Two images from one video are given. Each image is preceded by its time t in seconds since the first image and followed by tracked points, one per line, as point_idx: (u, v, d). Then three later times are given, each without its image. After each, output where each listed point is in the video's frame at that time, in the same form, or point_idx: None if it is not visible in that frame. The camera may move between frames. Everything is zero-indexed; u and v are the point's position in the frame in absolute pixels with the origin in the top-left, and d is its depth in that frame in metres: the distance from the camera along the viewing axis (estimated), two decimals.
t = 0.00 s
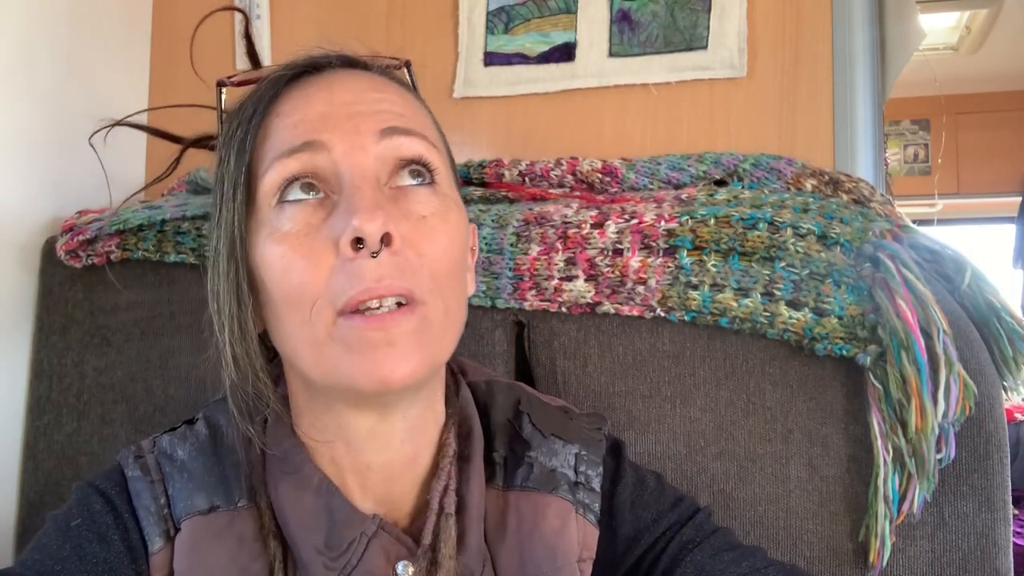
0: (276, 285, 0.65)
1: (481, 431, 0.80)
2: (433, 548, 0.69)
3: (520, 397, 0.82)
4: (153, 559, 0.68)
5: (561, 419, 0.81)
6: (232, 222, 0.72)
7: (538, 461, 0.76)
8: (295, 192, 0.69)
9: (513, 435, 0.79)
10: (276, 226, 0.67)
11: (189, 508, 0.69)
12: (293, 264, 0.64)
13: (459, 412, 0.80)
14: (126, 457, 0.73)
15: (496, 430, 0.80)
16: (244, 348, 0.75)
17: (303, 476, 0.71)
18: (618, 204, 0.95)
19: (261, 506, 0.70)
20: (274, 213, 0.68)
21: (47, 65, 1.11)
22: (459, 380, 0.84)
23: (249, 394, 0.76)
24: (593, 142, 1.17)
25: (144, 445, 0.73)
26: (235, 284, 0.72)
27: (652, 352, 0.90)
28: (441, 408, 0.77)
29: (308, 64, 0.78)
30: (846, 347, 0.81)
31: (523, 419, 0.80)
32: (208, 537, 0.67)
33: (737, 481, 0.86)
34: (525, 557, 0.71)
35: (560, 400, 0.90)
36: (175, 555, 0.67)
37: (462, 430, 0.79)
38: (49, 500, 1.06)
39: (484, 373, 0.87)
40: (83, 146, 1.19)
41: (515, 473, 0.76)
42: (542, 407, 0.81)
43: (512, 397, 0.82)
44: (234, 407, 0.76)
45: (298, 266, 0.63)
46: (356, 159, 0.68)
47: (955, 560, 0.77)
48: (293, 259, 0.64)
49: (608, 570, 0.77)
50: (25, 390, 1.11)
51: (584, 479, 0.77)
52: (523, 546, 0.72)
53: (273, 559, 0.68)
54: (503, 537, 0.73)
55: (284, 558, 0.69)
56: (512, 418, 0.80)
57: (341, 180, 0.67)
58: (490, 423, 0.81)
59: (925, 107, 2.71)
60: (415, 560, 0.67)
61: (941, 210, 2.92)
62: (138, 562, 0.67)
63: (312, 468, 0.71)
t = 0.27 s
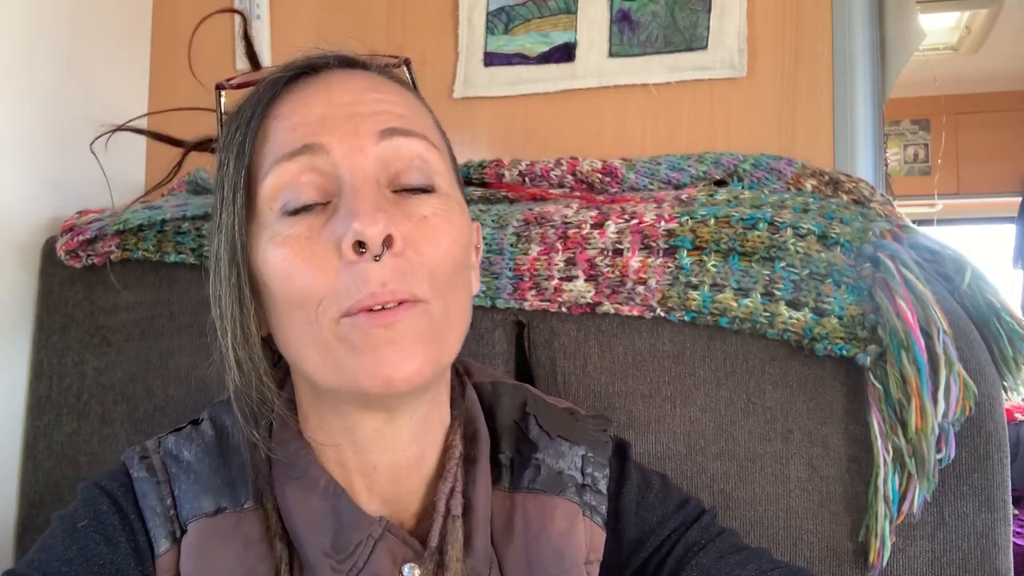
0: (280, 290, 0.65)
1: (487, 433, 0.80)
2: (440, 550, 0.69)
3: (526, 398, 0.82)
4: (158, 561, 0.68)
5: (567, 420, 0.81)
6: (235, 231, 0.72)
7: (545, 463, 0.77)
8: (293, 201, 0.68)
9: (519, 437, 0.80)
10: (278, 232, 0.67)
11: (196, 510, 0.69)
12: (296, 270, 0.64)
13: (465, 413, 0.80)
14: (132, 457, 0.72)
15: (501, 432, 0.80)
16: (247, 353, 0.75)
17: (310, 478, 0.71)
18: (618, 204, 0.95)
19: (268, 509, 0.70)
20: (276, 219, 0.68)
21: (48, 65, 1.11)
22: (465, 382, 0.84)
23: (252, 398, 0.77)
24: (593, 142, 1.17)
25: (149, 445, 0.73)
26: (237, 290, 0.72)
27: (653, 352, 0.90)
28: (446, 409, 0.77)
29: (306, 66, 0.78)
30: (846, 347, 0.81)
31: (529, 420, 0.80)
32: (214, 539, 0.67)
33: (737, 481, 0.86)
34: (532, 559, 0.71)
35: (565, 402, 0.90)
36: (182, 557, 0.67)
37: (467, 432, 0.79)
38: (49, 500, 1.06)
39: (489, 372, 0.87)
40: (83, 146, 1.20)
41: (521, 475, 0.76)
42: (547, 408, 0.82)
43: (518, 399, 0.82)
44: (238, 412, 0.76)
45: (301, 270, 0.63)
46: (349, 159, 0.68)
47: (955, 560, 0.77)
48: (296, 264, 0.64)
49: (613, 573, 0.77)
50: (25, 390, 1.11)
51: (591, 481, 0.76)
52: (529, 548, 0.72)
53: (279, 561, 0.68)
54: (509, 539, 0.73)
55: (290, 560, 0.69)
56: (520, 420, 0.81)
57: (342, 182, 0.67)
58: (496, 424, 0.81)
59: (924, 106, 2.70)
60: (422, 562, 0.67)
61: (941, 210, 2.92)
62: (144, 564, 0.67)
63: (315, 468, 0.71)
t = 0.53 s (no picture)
0: (278, 299, 0.65)
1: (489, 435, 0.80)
2: (441, 552, 0.69)
3: (527, 400, 0.83)
4: (159, 561, 0.68)
5: (569, 421, 0.81)
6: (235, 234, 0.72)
7: (546, 466, 0.76)
8: (293, 209, 0.68)
9: (520, 438, 0.79)
10: (276, 241, 0.67)
11: (196, 510, 0.69)
12: (295, 282, 0.64)
13: (467, 416, 0.81)
14: (132, 457, 0.72)
15: (503, 434, 0.80)
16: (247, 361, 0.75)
17: (311, 480, 0.71)
18: (618, 204, 0.95)
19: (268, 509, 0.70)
20: (275, 227, 0.68)
21: (47, 65, 1.11)
22: (467, 385, 0.84)
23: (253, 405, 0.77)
24: (593, 142, 1.17)
25: (149, 445, 0.73)
26: (238, 298, 0.73)
27: (652, 352, 0.90)
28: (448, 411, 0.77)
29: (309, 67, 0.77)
30: (846, 347, 0.81)
31: (530, 423, 0.80)
32: (215, 540, 0.67)
33: (737, 481, 0.86)
34: (533, 560, 0.72)
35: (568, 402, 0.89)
36: (182, 557, 0.67)
37: (469, 433, 0.79)
38: (49, 500, 1.06)
39: (491, 375, 0.87)
40: (83, 146, 1.20)
41: (523, 477, 0.76)
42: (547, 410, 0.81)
43: (519, 401, 0.82)
44: (241, 418, 0.75)
45: (298, 282, 0.64)
46: (351, 169, 0.67)
47: (955, 559, 0.77)
48: (294, 276, 0.64)
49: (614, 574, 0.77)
50: (25, 390, 1.11)
51: (592, 484, 0.76)
52: (531, 550, 0.72)
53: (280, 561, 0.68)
54: (511, 541, 0.73)
55: (291, 559, 0.69)
56: (521, 422, 0.80)
57: (341, 194, 0.67)
58: (497, 425, 0.81)
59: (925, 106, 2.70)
60: (422, 564, 0.67)
61: (941, 210, 2.92)
62: (144, 564, 0.67)
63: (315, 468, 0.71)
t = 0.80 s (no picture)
0: (268, 310, 0.66)
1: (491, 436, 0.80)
2: (441, 555, 0.69)
3: (532, 400, 0.83)
4: (159, 560, 0.66)
5: (573, 423, 0.82)
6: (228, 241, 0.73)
7: (549, 467, 0.76)
8: (288, 219, 0.68)
9: (524, 440, 0.79)
10: (268, 253, 0.67)
11: (198, 510, 0.68)
12: (283, 293, 0.64)
13: (468, 417, 0.81)
14: (133, 454, 0.71)
15: (506, 433, 0.80)
16: (239, 366, 0.75)
17: (311, 479, 0.71)
18: (618, 204, 0.95)
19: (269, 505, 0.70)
20: (268, 237, 0.68)
21: (47, 65, 1.12)
22: (472, 386, 0.84)
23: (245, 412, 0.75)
24: (593, 142, 1.17)
25: (152, 442, 0.72)
26: (229, 305, 0.73)
27: (652, 352, 0.90)
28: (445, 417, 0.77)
29: (305, 70, 0.76)
30: (846, 347, 0.81)
31: (534, 423, 0.80)
32: (216, 540, 0.66)
33: (737, 481, 0.86)
34: (536, 562, 0.71)
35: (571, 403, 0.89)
36: (182, 556, 0.66)
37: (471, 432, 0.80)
38: (49, 500, 1.06)
39: (494, 376, 0.87)
40: (82, 146, 1.20)
41: (525, 479, 0.76)
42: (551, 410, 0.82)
43: (523, 401, 0.83)
44: (239, 423, 0.74)
45: (288, 295, 0.64)
46: (342, 182, 0.66)
47: (955, 560, 0.77)
48: (283, 288, 0.64)
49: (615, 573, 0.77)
50: (25, 390, 1.12)
51: (595, 485, 0.76)
52: (534, 550, 0.72)
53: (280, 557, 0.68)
54: (513, 542, 0.73)
55: (290, 557, 0.69)
56: (524, 423, 0.81)
57: (333, 207, 0.66)
58: (501, 425, 0.82)
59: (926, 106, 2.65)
60: (423, 565, 0.67)
61: (941, 210, 2.92)
62: (144, 563, 0.66)
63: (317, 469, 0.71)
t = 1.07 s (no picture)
0: (284, 296, 0.63)
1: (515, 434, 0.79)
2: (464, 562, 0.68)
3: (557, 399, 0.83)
4: (168, 554, 0.64)
5: (598, 423, 0.81)
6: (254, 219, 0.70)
7: (577, 468, 0.75)
8: (317, 206, 0.65)
9: (550, 441, 0.79)
10: (293, 239, 0.64)
11: (210, 504, 0.66)
12: (302, 285, 0.61)
13: (495, 416, 0.79)
14: (145, 439, 0.69)
15: (531, 433, 0.80)
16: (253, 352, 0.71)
17: (330, 475, 0.68)
18: (618, 204, 0.95)
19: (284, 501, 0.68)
20: (296, 219, 0.66)
21: (47, 66, 1.12)
22: (494, 383, 0.83)
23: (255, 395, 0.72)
24: (593, 142, 1.17)
25: (165, 428, 0.70)
26: (248, 287, 0.70)
27: (652, 352, 0.90)
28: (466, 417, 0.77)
29: (360, 51, 0.70)
30: (846, 347, 0.81)
31: (560, 423, 0.80)
32: (230, 538, 0.64)
33: (737, 481, 0.86)
34: (562, 565, 0.70)
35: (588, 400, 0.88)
36: (193, 552, 0.64)
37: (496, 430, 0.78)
38: (49, 500, 1.06)
39: (517, 373, 0.87)
40: (82, 147, 1.20)
41: (551, 480, 0.75)
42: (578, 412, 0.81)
43: (549, 399, 0.83)
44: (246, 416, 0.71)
45: (306, 285, 0.61)
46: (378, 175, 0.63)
47: (955, 560, 0.77)
48: (303, 279, 0.62)
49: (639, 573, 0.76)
50: (25, 390, 1.12)
51: (622, 487, 0.76)
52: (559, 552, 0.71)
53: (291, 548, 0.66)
54: (537, 547, 0.71)
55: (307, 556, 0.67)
56: (550, 422, 0.80)
57: (365, 202, 0.63)
58: (524, 425, 0.81)
59: (925, 106, 2.74)
60: (444, 566, 0.66)
61: (941, 210, 2.93)
62: (154, 557, 0.64)
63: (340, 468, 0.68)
